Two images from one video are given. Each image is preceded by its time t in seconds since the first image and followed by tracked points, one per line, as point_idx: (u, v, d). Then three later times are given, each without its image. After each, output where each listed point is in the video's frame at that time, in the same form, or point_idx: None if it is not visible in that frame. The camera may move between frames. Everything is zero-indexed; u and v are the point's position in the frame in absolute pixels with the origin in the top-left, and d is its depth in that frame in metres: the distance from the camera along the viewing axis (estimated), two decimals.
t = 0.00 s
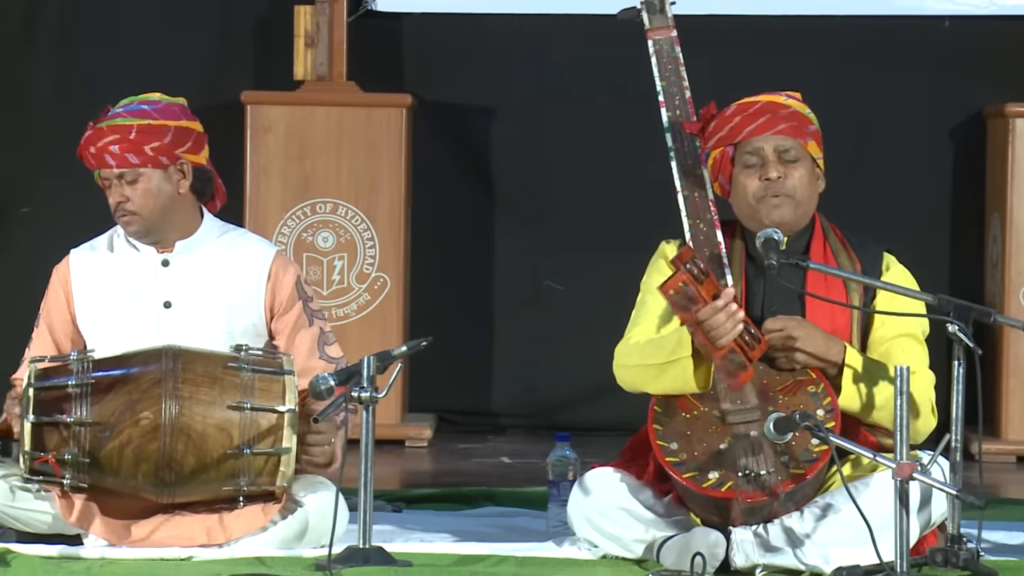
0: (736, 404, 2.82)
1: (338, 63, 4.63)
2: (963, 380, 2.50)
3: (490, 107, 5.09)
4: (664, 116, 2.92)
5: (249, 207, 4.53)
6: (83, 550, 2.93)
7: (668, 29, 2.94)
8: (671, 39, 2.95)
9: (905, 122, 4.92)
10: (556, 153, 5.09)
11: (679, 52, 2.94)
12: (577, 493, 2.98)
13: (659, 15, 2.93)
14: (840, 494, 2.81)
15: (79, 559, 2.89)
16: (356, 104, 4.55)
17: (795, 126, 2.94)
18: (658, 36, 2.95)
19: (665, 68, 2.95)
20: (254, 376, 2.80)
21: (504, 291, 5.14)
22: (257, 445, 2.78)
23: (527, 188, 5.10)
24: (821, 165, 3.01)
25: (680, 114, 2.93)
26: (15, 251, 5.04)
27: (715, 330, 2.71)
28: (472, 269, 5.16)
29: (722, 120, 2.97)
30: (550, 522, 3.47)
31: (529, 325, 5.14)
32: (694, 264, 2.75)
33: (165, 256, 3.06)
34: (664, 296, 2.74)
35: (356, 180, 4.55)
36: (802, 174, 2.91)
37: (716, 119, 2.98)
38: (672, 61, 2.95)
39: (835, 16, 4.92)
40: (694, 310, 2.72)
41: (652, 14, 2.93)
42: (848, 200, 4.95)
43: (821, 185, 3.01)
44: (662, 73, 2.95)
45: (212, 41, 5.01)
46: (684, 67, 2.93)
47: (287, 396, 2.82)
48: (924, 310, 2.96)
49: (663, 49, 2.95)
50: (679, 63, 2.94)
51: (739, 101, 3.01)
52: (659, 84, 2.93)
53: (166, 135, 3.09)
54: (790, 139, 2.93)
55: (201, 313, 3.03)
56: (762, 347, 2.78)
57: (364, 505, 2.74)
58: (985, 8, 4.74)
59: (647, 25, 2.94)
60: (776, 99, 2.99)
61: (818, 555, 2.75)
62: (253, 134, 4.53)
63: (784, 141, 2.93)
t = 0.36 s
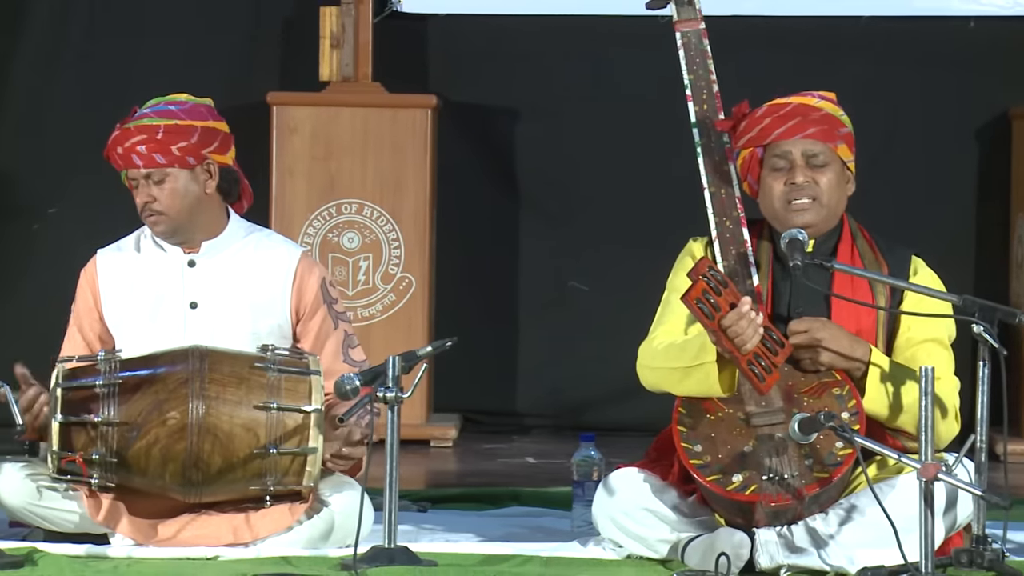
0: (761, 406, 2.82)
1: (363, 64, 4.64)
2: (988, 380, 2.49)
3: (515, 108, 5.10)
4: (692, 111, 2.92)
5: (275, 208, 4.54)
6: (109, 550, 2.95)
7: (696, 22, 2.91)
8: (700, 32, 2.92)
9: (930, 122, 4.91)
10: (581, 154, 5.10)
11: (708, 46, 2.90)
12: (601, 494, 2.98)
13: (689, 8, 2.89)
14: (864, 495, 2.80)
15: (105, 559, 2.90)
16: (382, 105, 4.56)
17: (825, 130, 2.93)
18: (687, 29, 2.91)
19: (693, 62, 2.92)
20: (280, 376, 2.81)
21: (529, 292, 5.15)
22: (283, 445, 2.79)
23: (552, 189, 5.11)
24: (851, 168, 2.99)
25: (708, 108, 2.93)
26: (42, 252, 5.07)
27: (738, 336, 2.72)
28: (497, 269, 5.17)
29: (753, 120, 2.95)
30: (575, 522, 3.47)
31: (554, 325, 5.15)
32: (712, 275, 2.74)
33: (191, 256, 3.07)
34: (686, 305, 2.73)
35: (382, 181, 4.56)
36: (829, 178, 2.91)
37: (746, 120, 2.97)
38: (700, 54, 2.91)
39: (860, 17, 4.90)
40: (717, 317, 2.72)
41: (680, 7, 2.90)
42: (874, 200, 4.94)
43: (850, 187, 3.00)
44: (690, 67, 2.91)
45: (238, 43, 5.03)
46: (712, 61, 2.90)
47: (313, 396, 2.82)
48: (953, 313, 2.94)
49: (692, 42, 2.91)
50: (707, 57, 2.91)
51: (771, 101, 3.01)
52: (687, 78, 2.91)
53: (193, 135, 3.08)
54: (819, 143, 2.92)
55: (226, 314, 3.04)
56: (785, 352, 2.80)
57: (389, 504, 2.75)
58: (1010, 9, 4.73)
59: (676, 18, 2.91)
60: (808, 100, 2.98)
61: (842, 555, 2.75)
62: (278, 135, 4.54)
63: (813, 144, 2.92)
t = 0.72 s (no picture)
0: (793, 407, 2.80)
1: (394, 65, 4.64)
2: (1021, 382, 2.48)
3: (545, 109, 5.10)
4: (723, 115, 2.91)
5: (306, 209, 4.56)
6: (142, 550, 2.96)
7: (727, 27, 2.87)
8: (731, 37, 2.88)
9: (963, 123, 4.88)
10: (612, 155, 5.10)
11: (739, 51, 2.88)
12: (632, 494, 2.99)
13: (720, 13, 2.84)
14: (895, 496, 2.79)
15: (138, 559, 2.92)
16: (413, 106, 4.57)
17: (857, 130, 2.93)
18: (718, 34, 2.87)
19: (725, 66, 2.89)
20: (313, 376, 2.82)
21: (560, 293, 5.15)
22: (316, 446, 2.80)
23: (583, 190, 5.11)
24: (883, 169, 2.98)
25: (739, 112, 2.92)
26: (75, 254, 5.09)
27: (767, 337, 2.72)
28: (527, 270, 5.17)
29: (786, 119, 2.96)
30: (606, 523, 3.47)
31: (585, 327, 5.15)
32: (750, 269, 2.76)
33: (212, 259, 3.09)
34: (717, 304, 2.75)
35: (413, 182, 4.57)
36: (861, 177, 2.90)
37: (780, 118, 2.98)
38: (732, 59, 2.89)
39: (891, 19, 4.88)
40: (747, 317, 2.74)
41: (712, 12, 2.85)
42: (906, 200, 4.92)
43: (880, 189, 2.98)
44: (722, 72, 2.89)
45: (270, 45, 5.05)
46: (743, 65, 2.88)
47: (345, 396, 2.83)
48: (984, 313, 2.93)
49: (722, 47, 2.88)
50: (738, 62, 2.88)
51: (804, 101, 3.01)
52: (718, 83, 2.89)
53: (190, 138, 3.12)
54: (851, 142, 2.92)
55: (251, 313, 3.06)
56: (821, 349, 2.76)
57: (421, 505, 2.76)
58: None
59: (707, 23, 2.86)
60: (841, 100, 2.98)
61: (874, 556, 2.75)
62: (310, 136, 4.57)
63: (846, 144, 2.92)
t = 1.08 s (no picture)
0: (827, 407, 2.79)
1: (428, 67, 4.65)
2: None
3: (579, 111, 5.12)
4: (757, 118, 2.92)
5: (341, 210, 4.58)
6: (178, 549, 2.98)
7: (760, 31, 2.95)
8: (765, 41, 2.95)
9: (999, 123, 4.87)
10: (645, 156, 5.11)
11: (772, 54, 2.93)
12: (666, 494, 2.99)
13: (752, 17, 2.93)
14: (928, 497, 2.79)
15: (175, 557, 2.95)
16: (447, 108, 4.59)
17: (895, 134, 2.93)
18: (751, 38, 2.95)
19: (758, 71, 2.94)
20: (346, 376, 2.84)
21: (594, 294, 5.17)
22: (349, 446, 2.82)
23: (617, 191, 5.13)
24: (919, 174, 2.98)
25: (772, 115, 2.92)
26: (112, 255, 5.12)
27: (806, 332, 2.72)
28: (561, 271, 5.19)
29: (824, 120, 2.98)
30: (640, 523, 3.48)
31: (618, 328, 5.16)
32: (784, 270, 2.74)
33: (221, 267, 3.04)
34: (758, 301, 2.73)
35: (447, 184, 4.60)
36: (897, 182, 2.89)
37: (818, 118, 3.00)
38: (765, 63, 2.93)
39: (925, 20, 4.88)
40: (787, 312, 2.72)
41: (745, 16, 2.94)
42: (941, 201, 4.90)
43: (916, 194, 2.97)
44: (755, 76, 2.93)
45: (306, 47, 5.09)
46: (776, 69, 2.92)
47: (378, 397, 2.84)
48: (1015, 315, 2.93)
49: (756, 51, 2.94)
50: (771, 65, 2.93)
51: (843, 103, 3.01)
52: (751, 86, 2.92)
53: (157, 161, 3.02)
54: (889, 146, 2.92)
55: (267, 314, 3.03)
56: (852, 353, 2.79)
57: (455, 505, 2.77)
58: None
59: (740, 28, 2.95)
60: (879, 104, 2.98)
61: (907, 557, 2.75)
62: (345, 138, 4.60)
63: (883, 147, 2.91)
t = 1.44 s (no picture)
0: (858, 407, 2.80)
1: (461, 71, 4.67)
2: None
3: (612, 113, 5.15)
4: (784, 117, 2.92)
5: (375, 212, 4.61)
6: (214, 548, 3.02)
7: (787, 31, 2.95)
8: (791, 41, 2.95)
9: None
10: (676, 157, 5.14)
11: (799, 55, 2.94)
12: (698, 494, 3.00)
13: (779, 17, 2.94)
14: (959, 497, 2.80)
15: (210, 556, 2.98)
16: (481, 110, 4.63)
17: (921, 130, 2.93)
18: (777, 38, 2.96)
19: (784, 71, 2.95)
20: (377, 377, 2.86)
21: (626, 296, 5.19)
22: (381, 446, 2.85)
23: (648, 193, 5.16)
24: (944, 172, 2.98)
25: (800, 115, 2.93)
26: (146, 255, 5.15)
27: (830, 338, 2.75)
28: (593, 273, 5.21)
29: (849, 120, 2.98)
30: (670, 523, 3.50)
31: (650, 329, 5.19)
32: (816, 272, 2.78)
33: (246, 270, 3.05)
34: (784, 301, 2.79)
35: (479, 185, 4.63)
36: (924, 176, 2.90)
37: (843, 119, 3.00)
38: (791, 63, 2.94)
39: (954, 22, 4.98)
40: (812, 317, 2.77)
41: (771, 16, 2.95)
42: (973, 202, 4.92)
43: (943, 191, 2.98)
44: (781, 76, 2.94)
45: (340, 51, 5.13)
46: (803, 69, 2.93)
47: (410, 397, 2.87)
48: None
49: (783, 51, 2.95)
50: (798, 66, 2.94)
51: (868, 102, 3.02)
52: (778, 87, 2.93)
53: (176, 171, 3.03)
54: (915, 142, 2.92)
55: (294, 316, 3.05)
56: (887, 351, 2.78)
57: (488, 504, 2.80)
58: None
59: (766, 28, 2.96)
60: (904, 101, 2.98)
61: (938, 557, 2.75)
62: (378, 140, 4.63)
63: (909, 143, 2.92)
